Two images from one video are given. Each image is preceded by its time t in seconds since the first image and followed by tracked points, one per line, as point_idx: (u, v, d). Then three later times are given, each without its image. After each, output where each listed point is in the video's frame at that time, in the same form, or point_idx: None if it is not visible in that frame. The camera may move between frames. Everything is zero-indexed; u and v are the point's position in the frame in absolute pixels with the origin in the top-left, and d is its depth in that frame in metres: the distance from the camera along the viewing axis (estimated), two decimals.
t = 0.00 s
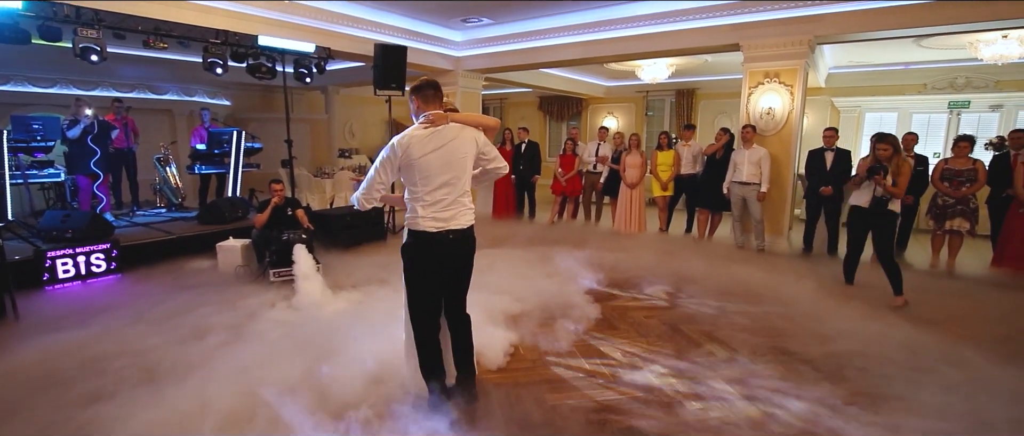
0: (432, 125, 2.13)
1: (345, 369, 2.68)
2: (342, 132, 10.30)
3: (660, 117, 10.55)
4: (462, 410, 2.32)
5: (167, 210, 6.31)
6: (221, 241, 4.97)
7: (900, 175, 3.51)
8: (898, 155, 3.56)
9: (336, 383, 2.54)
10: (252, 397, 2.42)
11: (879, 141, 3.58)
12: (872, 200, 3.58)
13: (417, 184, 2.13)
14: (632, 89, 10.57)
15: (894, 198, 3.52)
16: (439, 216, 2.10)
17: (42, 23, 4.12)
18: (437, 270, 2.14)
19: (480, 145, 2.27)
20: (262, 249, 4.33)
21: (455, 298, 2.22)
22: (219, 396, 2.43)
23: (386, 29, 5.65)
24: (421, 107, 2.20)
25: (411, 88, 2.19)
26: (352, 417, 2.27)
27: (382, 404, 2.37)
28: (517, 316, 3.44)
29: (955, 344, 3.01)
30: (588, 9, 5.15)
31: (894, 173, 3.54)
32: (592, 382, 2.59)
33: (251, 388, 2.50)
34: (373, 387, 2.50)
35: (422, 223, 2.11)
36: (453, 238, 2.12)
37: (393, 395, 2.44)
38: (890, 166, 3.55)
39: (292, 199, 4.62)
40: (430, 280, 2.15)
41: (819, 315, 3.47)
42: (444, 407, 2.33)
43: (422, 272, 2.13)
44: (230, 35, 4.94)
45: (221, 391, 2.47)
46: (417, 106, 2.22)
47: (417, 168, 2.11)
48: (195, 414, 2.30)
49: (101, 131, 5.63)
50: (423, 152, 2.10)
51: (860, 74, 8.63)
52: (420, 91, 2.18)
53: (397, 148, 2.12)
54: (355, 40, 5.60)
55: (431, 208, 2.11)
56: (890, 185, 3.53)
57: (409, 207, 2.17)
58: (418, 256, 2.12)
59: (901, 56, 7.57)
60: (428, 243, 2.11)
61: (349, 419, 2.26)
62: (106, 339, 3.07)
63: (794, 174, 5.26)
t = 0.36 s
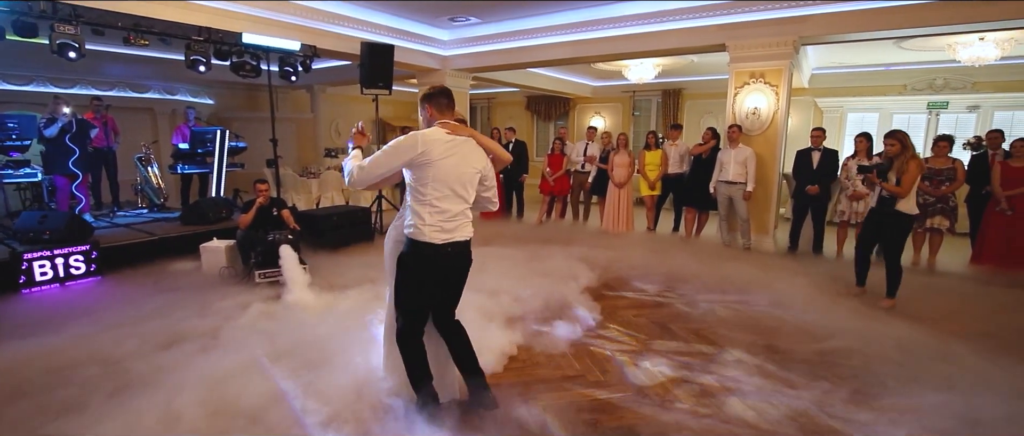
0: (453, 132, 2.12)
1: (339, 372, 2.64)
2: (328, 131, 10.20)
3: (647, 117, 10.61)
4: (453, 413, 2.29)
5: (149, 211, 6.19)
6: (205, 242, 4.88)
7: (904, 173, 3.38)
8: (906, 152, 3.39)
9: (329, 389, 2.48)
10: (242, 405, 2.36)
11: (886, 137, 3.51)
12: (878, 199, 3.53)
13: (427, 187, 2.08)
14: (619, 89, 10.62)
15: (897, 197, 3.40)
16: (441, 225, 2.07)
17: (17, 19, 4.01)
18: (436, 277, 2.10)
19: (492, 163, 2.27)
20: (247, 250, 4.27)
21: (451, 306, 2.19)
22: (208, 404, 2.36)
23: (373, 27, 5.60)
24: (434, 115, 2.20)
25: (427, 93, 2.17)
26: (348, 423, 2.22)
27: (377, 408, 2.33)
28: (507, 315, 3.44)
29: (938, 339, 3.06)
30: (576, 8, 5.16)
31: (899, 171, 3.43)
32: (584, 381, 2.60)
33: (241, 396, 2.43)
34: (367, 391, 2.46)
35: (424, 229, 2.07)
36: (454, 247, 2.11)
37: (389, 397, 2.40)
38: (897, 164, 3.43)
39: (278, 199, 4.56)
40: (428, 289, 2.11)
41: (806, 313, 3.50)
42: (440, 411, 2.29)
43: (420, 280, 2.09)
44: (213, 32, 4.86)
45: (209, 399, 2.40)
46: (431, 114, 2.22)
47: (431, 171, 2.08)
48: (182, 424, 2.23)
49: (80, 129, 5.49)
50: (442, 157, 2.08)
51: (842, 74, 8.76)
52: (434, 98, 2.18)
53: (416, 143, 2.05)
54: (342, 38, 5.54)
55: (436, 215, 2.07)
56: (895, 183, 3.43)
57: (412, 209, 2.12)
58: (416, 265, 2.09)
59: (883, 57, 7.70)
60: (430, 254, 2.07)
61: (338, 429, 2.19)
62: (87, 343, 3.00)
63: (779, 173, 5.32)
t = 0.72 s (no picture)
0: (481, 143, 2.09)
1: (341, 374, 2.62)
2: (321, 129, 10.15)
3: (641, 116, 10.64)
4: (450, 414, 2.28)
5: (140, 210, 6.13)
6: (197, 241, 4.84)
7: (910, 173, 3.40)
8: (914, 152, 3.41)
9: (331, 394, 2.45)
10: (239, 410, 2.31)
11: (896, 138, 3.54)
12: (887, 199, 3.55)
13: (470, 194, 2.00)
14: (613, 89, 10.64)
15: (903, 197, 3.41)
16: (481, 233, 2.02)
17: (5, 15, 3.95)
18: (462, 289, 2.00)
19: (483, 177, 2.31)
20: (241, 249, 4.24)
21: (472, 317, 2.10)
22: (208, 408, 2.34)
23: (366, 25, 5.57)
24: (443, 123, 2.05)
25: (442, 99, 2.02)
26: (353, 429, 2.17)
27: (379, 412, 2.29)
28: (502, 313, 3.44)
29: (928, 337, 3.10)
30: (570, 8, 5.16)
31: (906, 172, 3.44)
32: (579, 380, 2.60)
33: (242, 399, 2.40)
34: (371, 394, 2.42)
35: (468, 235, 1.98)
36: (480, 259, 2.01)
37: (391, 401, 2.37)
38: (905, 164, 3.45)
39: (271, 198, 4.53)
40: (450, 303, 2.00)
41: (802, 312, 3.52)
42: (442, 417, 2.26)
43: (442, 292, 1.98)
44: (205, 30, 4.82)
45: (210, 403, 2.37)
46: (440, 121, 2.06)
47: (479, 178, 2.01)
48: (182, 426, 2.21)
49: (69, 128, 5.43)
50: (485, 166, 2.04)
51: (834, 74, 8.81)
52: (444, 104, 2.04)
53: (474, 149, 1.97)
54: (335, 36, 5.51)
55: (480, 222, 2.02)
56: (901, 183, 3.45)
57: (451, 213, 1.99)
58: (440, 273, 1.98)
59: (874, 57, 7.77)
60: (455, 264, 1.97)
61: None
62: (78, 344, 2.97)
63: (772, 172, 5.35)
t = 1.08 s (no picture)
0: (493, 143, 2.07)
1: (343, 374, 2.62)
2: (316, 128, 10.12)
3: (636, 117, 10.68)
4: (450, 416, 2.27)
5: (133, 208, 6.09)
6: (191, 240, 4.82)
7: (931, 178, 3.42)
8: (933, 158, 3.45)
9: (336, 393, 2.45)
10: (236, 412, 2.30)
11: (916, 145, 3.58)
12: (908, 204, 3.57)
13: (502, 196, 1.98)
14: (608, 89, 10.68)
15: (923, 201, 3.42)
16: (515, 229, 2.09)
17: None
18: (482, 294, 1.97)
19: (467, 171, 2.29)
20: (235, 248, 4.23)
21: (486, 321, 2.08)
22: (212, 407, 2.33)
23: (362, 24, 5.57)
24: (454, 124, 1.95)
25: (452, 99, 1.93)
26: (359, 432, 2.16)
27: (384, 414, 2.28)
28: (497, 313, 3.45)
29: (919, 336, 3.13)
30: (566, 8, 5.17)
31: (927, 177, 3.46)
32: (574, 379, 2.61)
33: (245, 398, 2.40)
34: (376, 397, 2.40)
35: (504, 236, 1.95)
36: (507, 266, 1.97)
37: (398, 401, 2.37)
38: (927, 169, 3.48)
39: (265, 197, 4.53)
40: (469, 307, 1.96)
41: (798, 312, 3.54)
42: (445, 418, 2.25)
43: (463, 297, 1.94)
44: (200, 28, 4.80)
45: (215, 403, 2.36)
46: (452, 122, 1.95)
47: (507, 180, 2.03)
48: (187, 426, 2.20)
49: (63, 126, 5.38)
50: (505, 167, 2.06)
51: (828, 76, 8.87)
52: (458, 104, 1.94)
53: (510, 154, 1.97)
54: (331, 35, 5.51)
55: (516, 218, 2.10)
56: (922, 188, 3.46)
57: (490, 216, 1.93)
58: (463, 276, 1.94)
59: (867, 59, 7.83)
60: (485, 269, 1.93)
61: None
62: (69, 345, 2.94)
63: (766, 173, 5.39)
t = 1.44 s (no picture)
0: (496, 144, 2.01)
1: (344, 373, 2.62)
2: (311, 128, 10.10)
3: (632, 117, 10.71)
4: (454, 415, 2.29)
5: (127, 207, 6.06)
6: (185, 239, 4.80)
7: (946, 178, 3.44)
8: (949, 157, 3.46)
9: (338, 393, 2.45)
10: (232, 411, 2.30)
11: (931, 144, 3.56)
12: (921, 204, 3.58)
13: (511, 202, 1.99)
14: (604, 89, 10.71)
15: (941, 200, 3.43)
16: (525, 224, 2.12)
17: None
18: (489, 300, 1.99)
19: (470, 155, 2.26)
20: (230, 247, 4.23)
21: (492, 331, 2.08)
22: (212, 407, 2.33)
23: (358, 24, 5.57)
24: (461, 129, 1.95)
25: (456, 104, 1.91)
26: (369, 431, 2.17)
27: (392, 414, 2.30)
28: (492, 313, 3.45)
29: (909, 336, 3.17)
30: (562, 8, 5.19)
31: (942, 176, 3.48)
32: (569, 378, 2.63)
33: (248, 398, 2.41)
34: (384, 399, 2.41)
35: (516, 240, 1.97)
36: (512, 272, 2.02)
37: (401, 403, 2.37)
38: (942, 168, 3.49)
39: (260, 197, 4.52)
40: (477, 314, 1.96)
41: (792, 311, 3.57)
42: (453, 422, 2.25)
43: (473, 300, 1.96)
44: (195, 27, 4.78)
45: (215, 403, 2.36)
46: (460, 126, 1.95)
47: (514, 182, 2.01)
48: (191, 425, 2.21)
49: (56, 124, 5.34)
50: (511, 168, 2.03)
51: (822, 77, 8.93)
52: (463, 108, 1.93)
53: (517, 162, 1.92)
54: (327, 34, 5.51)
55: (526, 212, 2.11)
56: (938, 187, 3.47)
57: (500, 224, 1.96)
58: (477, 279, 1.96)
59: (861, 61, 7.89)
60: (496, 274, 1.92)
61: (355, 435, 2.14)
62: (62, 345, 2.93)
63: (760, 174, 5.43)
